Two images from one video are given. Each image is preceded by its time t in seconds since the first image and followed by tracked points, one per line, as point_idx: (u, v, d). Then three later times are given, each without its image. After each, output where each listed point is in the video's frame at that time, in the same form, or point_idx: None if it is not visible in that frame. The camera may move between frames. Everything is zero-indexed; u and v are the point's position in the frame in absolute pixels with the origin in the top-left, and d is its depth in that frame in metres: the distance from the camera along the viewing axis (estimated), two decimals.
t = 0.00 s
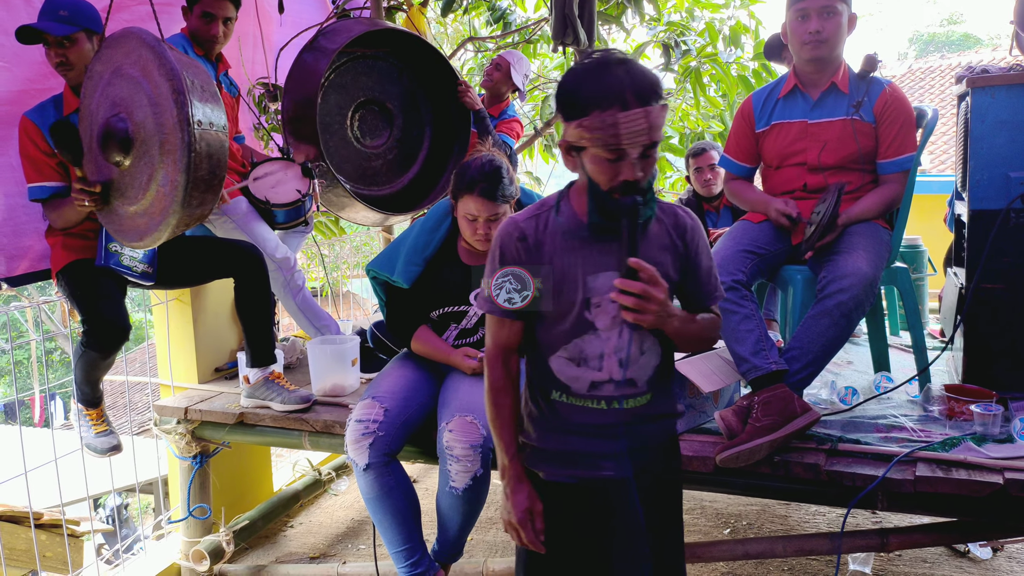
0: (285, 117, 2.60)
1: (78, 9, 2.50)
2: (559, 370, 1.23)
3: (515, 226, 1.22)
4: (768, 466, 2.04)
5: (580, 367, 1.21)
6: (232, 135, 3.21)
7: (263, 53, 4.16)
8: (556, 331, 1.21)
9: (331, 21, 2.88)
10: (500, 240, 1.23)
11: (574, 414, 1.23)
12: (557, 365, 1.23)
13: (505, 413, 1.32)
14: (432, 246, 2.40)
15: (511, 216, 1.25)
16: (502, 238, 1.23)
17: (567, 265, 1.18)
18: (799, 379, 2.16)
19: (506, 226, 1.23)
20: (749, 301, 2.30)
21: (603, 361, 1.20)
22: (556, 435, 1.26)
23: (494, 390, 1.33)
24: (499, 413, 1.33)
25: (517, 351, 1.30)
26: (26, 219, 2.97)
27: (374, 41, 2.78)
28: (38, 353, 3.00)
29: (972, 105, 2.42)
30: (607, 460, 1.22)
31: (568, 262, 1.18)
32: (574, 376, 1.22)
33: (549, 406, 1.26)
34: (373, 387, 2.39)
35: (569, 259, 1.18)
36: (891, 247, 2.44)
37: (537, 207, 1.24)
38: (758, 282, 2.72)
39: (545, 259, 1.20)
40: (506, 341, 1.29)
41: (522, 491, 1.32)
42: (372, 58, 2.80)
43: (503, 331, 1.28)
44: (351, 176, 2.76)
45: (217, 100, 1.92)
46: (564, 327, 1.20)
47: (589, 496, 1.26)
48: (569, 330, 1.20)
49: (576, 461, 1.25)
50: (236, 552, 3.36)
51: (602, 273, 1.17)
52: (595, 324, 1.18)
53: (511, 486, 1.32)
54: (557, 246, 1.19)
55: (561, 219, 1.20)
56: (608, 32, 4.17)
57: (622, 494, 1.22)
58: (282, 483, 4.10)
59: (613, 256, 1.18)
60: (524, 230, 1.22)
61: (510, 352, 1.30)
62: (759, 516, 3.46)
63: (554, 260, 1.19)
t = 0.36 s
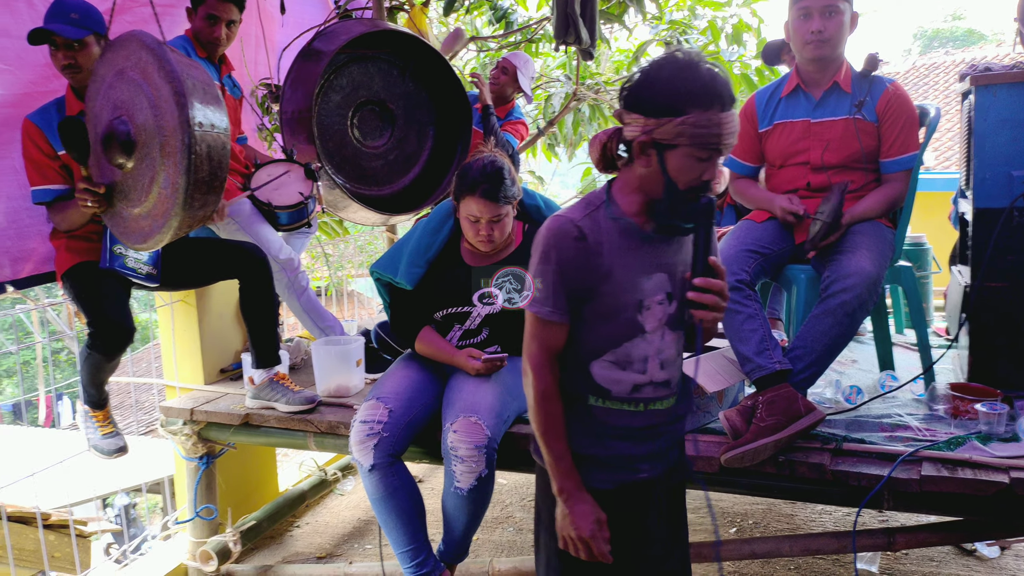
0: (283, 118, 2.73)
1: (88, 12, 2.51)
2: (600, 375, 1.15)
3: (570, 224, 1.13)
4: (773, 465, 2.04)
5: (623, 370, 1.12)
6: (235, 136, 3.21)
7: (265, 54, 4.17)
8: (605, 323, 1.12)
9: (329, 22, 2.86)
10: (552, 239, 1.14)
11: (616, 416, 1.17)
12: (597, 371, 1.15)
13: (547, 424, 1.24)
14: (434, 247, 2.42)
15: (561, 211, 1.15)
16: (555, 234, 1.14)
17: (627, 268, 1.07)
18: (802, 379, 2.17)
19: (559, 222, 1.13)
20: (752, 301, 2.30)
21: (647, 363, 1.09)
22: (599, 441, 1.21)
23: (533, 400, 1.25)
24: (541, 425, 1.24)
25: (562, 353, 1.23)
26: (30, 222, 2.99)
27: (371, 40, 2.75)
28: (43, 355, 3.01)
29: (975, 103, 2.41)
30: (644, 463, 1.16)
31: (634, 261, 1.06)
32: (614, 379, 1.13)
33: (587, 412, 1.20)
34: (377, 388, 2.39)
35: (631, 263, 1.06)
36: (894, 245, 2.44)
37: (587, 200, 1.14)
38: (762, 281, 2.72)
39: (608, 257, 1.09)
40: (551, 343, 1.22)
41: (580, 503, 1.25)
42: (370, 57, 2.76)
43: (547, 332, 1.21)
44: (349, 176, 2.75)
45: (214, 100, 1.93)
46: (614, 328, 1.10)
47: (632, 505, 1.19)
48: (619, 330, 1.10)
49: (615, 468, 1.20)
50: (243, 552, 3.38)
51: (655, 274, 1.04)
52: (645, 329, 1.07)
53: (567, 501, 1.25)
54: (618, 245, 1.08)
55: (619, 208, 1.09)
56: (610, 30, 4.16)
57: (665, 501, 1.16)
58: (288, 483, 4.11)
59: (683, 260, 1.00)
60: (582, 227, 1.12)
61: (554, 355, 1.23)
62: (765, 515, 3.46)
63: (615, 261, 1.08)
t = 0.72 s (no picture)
0: (286, 120, 2.61)
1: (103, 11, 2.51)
2: (614, 388, 1.35)
3: (594, 235, 1.23)
4: (772, 472, 2.03)
5: (633, 380, 1.36)
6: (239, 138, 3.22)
7: (270, 55, 4.18)
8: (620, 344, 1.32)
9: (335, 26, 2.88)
10: (582, 250, 1.22)
11: (624, 427, 1.39)
12: (610, 384, 1.34)
13: (573, 451, 1.27)
14: (435, 250, 2.42)
15: (580, 223, 1.25)
16: (582, 246, 1.22)
17: (639, 278, 1.29)
18: (802, 385, 2.16)
19: (587, 233, 1.23)
20: (753, 306, 2.30)
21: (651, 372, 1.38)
22: (612, 456, 1.39)
23: (557, 428, 1.26)
24: (567, 453, 1.27)
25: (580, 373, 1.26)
26: (33, 221, 2.99)
27: (379, 44, 2.77)
28: (45, 354, 3.01)
29: (979, 110, 2.40)
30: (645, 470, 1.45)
31: (643, 271, 1.30)
32: (627, 390, 1.36)
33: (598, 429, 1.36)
34: (376, 390, 2.40)
35: (641, 271, 1.30)
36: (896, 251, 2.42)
37: (596, 210, 1.28)
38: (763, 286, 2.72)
39: (628, 270, 1.27)
40: (571, 363, 1.25)
41: (610, 532, 1.28)
42: (376, 61, 2.78)
43: (568, 352, 1.24)
44: (355, 178, 2.76)
45: (219, 101, 1.93)
46: (626, 343, 1.33)
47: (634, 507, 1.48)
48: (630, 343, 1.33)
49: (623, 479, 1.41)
50: (241, 553, 3.37)
51: (658, 281, 1.35)
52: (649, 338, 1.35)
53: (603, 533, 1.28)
54: (634, 257, 1.28)
55: (626, 223, 1.28)
56: (615, 35, 4.17)
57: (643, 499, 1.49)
58: (287, 485, 4.11)
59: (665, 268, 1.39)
60: (606, 240, 1.24)
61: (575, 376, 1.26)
62: (764, 521, 3.45)
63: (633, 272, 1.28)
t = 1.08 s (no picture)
0: (279, 121, 2.60)
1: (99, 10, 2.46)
2: (609, 396, 1.35)
3: (595, 244, 1.19)
4: (761, 472, 2.04)
5: (619, 382, 1.38)
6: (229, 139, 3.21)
7: (260, 56, 4.17)
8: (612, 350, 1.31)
9: (324, 26, 2.87)
10: (589, 261, 1.17)
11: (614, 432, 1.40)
12: (606, 392, 1.34)
13: (595, 473, 1.19)
14: (425, 251, 2.41)
15: (576, 235, 1.20)
16: (586, 257, 1.17)
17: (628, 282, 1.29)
18: (790, 385, 2.16)
19: (589, 243, 1.19)
20: (743, 307, 2.30)
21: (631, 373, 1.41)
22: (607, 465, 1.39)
23: (576, 450, 1.19)
24: (589, 476, 1.19)
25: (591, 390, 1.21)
26: (21, 223, 2.98)
27: (371, 45, 2.78)
28: (33, 356, 3.00)
29: (966, 111, 2.42)
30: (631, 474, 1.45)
31: (629, 272, 1.31)
32: (618, 395, 1.37)
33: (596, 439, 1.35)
34: (366, 391, 2.39)
35: (628, 274, 1.30)
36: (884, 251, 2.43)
37: (581, 218, 1.25)
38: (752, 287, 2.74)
39: (623, 277, 1.26)
40: (585, 380, 1.18)
41: (633, 549, 1.20)
42: (370, 61, 2.79)
43: (582, 368, 1.18)
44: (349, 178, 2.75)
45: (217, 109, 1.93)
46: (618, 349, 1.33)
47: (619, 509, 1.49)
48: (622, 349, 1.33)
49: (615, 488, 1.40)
50: (232, 556, 3.36)
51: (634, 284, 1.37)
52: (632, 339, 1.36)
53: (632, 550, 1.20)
54: (622, 262, 1.28)
55: (605, 228, 1.27)
56: (606, 36, 4.17)
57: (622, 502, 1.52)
58: (278, 487, 4.11)
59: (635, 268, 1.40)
60: (606, 249, 1.21)
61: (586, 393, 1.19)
62: (755, 521, 3.46)
63: (624, 277, 1.28)
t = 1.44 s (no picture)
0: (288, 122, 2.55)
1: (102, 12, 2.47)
2: (621, 393, 1.34)
3: (599, 243, 1.18)
4: (766, 470, 2.03)
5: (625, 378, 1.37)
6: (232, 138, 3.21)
7: (263, 56, 4.18)
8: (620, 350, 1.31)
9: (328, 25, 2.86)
10: (597, 260, 1.16)
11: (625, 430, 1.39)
12: (619, 390, 1.33)
13: (619, 472, 1.17)
14: (429, 249, 2.41)
15: (578, 237, 1.19)
16: (592, 257, 1.17)
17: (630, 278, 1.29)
18: (795, 383, 2.15)
19: (593, 243, 1.18)
20: (747, 304, 2.29)
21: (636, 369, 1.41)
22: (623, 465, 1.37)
23: (598, 452, 1.17)
24: (614, 476, 1.17)
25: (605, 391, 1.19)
26: (25, 223, 2.99)
27: (375, 44, 2.77)
28: (38, 356, 3.01)
29: (971, 107, 2.40)
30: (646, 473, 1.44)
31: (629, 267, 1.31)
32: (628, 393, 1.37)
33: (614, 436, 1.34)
34: (370, 390, 2.39)
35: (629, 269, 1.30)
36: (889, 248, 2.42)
37: (580, 218, 1.24)
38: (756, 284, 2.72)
39: (627, 274, 1.25)
40: (599, 381, 1.17)
41: (665, 538, 1.19)
42: (375, 60, 2.79)
43: (597, 369, 1.17)
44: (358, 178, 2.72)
45: (215, 107, 1.92)
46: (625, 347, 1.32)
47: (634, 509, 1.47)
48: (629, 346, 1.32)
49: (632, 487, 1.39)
50: (237, 555, 3.37)
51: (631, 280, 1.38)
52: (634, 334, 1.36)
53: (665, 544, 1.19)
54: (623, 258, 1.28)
55: (599, 225, 1.27)
56: (610, 33, 4.16)
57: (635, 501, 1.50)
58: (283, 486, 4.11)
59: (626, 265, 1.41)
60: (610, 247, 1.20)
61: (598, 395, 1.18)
62: (761, 519, 3.45)
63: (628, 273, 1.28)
